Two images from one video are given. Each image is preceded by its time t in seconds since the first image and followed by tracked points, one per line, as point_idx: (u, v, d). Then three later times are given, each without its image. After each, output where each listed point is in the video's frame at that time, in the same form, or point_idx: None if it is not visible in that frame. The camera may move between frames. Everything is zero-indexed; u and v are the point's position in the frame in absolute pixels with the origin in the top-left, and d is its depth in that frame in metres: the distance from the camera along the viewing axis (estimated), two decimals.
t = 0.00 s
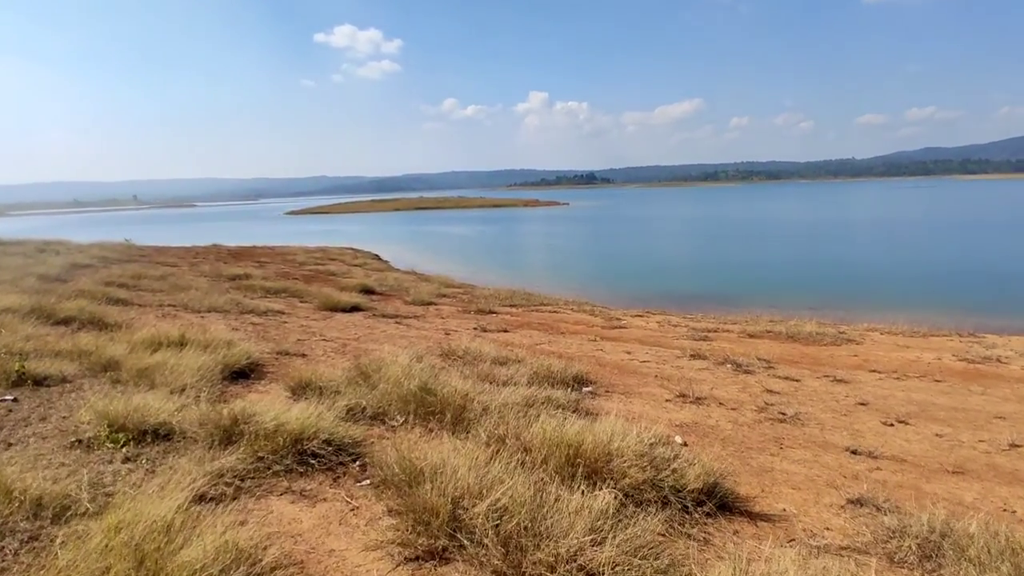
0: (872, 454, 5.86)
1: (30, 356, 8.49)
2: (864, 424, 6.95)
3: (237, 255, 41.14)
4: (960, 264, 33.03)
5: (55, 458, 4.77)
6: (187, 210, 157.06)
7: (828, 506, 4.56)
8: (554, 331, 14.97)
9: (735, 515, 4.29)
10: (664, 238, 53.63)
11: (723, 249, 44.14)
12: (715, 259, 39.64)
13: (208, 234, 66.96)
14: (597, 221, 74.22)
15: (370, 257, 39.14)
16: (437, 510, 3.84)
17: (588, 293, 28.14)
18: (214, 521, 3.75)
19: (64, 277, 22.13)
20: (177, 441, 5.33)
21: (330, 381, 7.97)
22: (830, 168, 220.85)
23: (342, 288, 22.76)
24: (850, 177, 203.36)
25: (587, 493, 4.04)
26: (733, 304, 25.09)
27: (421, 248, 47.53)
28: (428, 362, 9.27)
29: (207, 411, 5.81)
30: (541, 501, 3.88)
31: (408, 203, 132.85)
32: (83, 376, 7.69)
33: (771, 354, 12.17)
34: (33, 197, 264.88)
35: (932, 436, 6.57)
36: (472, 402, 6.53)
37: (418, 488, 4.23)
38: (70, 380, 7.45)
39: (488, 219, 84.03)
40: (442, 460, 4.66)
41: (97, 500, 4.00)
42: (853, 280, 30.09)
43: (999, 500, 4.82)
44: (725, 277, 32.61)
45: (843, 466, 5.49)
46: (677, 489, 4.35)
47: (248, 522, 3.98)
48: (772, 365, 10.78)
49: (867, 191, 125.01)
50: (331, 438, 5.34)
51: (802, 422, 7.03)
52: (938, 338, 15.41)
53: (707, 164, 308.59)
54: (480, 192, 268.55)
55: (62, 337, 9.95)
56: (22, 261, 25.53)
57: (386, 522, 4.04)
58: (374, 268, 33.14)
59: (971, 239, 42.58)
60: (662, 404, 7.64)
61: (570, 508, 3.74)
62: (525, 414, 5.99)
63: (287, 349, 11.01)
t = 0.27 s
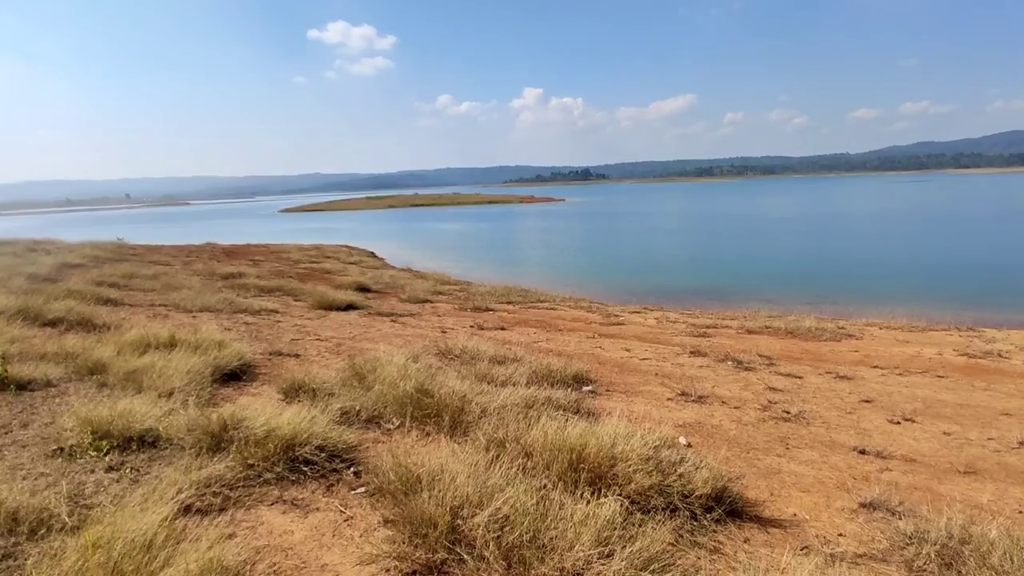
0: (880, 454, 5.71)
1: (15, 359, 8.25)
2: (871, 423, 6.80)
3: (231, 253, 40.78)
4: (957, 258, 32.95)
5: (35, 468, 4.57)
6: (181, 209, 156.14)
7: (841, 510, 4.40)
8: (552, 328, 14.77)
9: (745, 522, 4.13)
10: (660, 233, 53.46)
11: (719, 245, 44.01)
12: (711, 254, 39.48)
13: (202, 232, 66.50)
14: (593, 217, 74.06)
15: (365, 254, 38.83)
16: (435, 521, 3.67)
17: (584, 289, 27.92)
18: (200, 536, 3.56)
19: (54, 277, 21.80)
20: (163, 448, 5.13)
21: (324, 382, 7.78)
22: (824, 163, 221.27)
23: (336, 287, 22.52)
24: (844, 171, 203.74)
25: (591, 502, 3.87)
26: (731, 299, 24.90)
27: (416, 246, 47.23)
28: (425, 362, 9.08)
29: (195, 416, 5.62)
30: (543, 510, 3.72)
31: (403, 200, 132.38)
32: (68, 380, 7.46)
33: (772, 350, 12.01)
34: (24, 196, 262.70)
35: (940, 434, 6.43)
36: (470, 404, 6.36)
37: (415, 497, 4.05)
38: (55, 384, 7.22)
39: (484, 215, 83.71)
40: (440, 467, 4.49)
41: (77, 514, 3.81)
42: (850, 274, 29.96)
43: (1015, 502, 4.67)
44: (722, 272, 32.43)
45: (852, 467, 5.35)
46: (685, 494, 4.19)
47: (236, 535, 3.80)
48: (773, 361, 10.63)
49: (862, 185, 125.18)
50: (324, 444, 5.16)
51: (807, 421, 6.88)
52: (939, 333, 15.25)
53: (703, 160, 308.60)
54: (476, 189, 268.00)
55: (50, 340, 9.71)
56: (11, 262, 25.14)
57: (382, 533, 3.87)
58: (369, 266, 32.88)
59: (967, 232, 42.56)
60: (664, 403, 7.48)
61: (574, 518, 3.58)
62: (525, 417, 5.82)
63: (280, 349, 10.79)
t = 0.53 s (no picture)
0: (888, 458, 5.53)
1: None
2: (876, 425, 6.63)
3: (223, 252, 40.38)
4: (952, 254, 32.90)
5: (7, 481, 4.34)
6: (174, 207, 154.87)
7: (852, 519, 4.23)
8: (547, 327, 14.55)
9: (754, 533, 3.95)
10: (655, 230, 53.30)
11: (714, 242, 43.90)
12: (707, 251, 39.37)
13: (195, 230, 65.98)
14: (587, 214, 73.88)
15: (359, 252, 38.49)
16: (428, 537, 3.47)
17: (580, 287, 27.67)
18: (177, 556, 3.35)
19: (42, 277, 21.41)
20: (143, 458, 4.90)
21: (315, 385, 7.56)
22: (818, 160, 221.91)
23: (329, 285, 22.23)
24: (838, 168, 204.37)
25: (593, 515, 3.69)
26: (727, 297, 24.70)
27: (410, 244, 46.92)
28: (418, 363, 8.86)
29: (177, 423, 5.39)
30: (541, 525, 3.52)
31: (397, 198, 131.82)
32: (48, 385, 7.21)
33: (771, 348, 11.83)
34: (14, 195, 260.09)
35: (947, 436, 6.26)
36: (466, 408, 6.17)
37: (406, 511, 3.86)
38: (34, 389, 6.97)
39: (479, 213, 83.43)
40: (433, 477, 4.29)
41: (46, 533, 3.59)
42: (846, 272, 29.84)
43: None
44: (718, 269, 32.23)
45: (861, 472, 5.17)
46: (691, 505, 4.01)
47: (216, 554, 3.58)
48: (773, 360, 10.46)
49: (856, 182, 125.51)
50: (313, 452, 4.95)
51: (811, 422, 6.71)
52: (937, 331, 15.11)
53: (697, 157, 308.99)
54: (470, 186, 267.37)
55: (32, 342, 9.44)
56: None
57: (371, 549, 3.67)
58: (363, 264, 32.56)
59: (960, 230, 42.62)
60: (664, 405, 7.29)
61: (575, 533, 3.39)
62: (522, 423, 5.63)
63: (271, 350, 10.54)
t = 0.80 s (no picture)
0: (892, 464, 5.40)
1: None
2: (877, 429, 6.50)
3: (214, 251, 40.00)
4: (946, 254, 32.94)
5: None
6: (164, 206, 153.58)
7: (860, 529, 4.09)
8: (542, 328, 14.38)
9: (759, 545, 3.80)
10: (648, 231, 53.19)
11: (708, 242, 43.88)
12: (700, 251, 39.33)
13: (186, 230, 65.48)
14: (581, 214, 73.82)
15: (352, 252, 38.22)
16: (419, 553, 3.30)
17: (574, 287, 27.47)
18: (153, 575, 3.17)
19: (27, 277, 21.04)
20: (122, 467, 4.70)
21: (304, 388, 7.36)
22: (810, 160, 223.08)
23: (321, 286, 21.98)
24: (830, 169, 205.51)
25: (593, 528, 3.53)
26: (723, 297, 24.55)
27: (403, 243, 46.63)
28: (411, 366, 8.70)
29: (158, 429, 5.18)
30: (539, 540, 3.36)
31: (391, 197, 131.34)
32: (27, 388, 6.98)
33: (767, 350, 11.71)
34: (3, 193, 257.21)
35: (949, 440, 6.14)
36: (460, 414, 5.99)
37: (397, 523, 3.68)
38: (12, 393, 6.73)
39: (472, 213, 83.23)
40: (425, 487, 4.11)
41: (14, 551, 3.39)
42: (841, 272, 29.80)
43: None
44: (712, 269, 32.11)
45: (865, 479, 5.04)
46: (694, 516, 3.86)
47: (195, 571, 3.40)
48: (770, 362, 10.33)
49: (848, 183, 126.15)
50: (299, 460, 4.77)
51: (812, 426, 6.57)
52: (932, 331, 15.03)
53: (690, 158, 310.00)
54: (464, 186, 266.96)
55: (13, 344, 9.18)
56: None
57: (359, 565, 3.50)
58: (356, 264, 32.29)
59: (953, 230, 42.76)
60: (661, 409, 7.13)
61: (575, 549, 3.22)
62: (518, 430, 5.46)
63: (260, 351, 10.32)
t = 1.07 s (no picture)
0: (898, 472, 5.26)
1: None
2: (880, 435, 6.37)
3: (206, 250, 39.57)
4: (939, 256, 33.01)
5: None
6: (156, 204, 152.26)
7: (869, 543, 3.94)
8: (537, 330, 14.21)
9: (766, 561, 3.65)
10: (643, 231, 53.06)
11: (702, 243, 43.88)
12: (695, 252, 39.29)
13: (178, 228, 64.84)
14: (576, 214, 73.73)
15: (345, 252, 37.92)
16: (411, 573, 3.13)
17: (568, 288, 27.27)
18: None
19: (13, 276, 20.65)
20: (101, 477, 4.49)
21: (294, 392, 7.16)
22: (803, 162, 224.18)
23: (314, 285, 21.72)
24: (823, 170, 206.61)
25: (594, 545, 3.36)
26: (718, 298, 24.42)
27: (397, 243, 46.32)
28: (404, 370, 8.50)
29: (140, 437, 4.98)
30: (538, 559, 3.19)
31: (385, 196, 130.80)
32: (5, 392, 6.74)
33: (765, 353, 11.59)
34: None
35: (953, 447, 6.02)
36: (454, 421, 5.82)
37: (387, 540, 3.51)
38: None
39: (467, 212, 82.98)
40: (418, 500, 3.94)
41: None
42: (836, 273, 29.78)
43: None
44: (707, 270, 32.02)
45: (871, 489, 4.90)
46: (698, 531, 3.71)
47: None
48: (769, 366, 10.21)
49: (840, 184, 126.87)
50: (287, 470, 4.59)
51: (814, 433, 6.43)
52: (928, 334, 14.98)
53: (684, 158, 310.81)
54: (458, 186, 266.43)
55: None
56: None
57: None
58: (349, 263, 32.01)
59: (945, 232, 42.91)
60: (660, 414, 6.97)
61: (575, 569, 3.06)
62: (514, 439, 5.30)
63: (250, 353, 10.09)
